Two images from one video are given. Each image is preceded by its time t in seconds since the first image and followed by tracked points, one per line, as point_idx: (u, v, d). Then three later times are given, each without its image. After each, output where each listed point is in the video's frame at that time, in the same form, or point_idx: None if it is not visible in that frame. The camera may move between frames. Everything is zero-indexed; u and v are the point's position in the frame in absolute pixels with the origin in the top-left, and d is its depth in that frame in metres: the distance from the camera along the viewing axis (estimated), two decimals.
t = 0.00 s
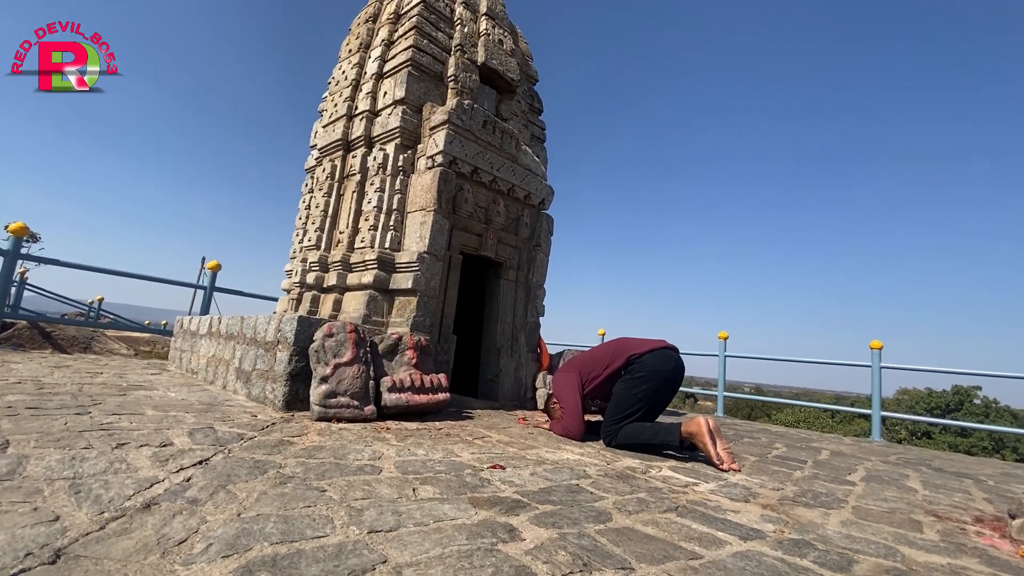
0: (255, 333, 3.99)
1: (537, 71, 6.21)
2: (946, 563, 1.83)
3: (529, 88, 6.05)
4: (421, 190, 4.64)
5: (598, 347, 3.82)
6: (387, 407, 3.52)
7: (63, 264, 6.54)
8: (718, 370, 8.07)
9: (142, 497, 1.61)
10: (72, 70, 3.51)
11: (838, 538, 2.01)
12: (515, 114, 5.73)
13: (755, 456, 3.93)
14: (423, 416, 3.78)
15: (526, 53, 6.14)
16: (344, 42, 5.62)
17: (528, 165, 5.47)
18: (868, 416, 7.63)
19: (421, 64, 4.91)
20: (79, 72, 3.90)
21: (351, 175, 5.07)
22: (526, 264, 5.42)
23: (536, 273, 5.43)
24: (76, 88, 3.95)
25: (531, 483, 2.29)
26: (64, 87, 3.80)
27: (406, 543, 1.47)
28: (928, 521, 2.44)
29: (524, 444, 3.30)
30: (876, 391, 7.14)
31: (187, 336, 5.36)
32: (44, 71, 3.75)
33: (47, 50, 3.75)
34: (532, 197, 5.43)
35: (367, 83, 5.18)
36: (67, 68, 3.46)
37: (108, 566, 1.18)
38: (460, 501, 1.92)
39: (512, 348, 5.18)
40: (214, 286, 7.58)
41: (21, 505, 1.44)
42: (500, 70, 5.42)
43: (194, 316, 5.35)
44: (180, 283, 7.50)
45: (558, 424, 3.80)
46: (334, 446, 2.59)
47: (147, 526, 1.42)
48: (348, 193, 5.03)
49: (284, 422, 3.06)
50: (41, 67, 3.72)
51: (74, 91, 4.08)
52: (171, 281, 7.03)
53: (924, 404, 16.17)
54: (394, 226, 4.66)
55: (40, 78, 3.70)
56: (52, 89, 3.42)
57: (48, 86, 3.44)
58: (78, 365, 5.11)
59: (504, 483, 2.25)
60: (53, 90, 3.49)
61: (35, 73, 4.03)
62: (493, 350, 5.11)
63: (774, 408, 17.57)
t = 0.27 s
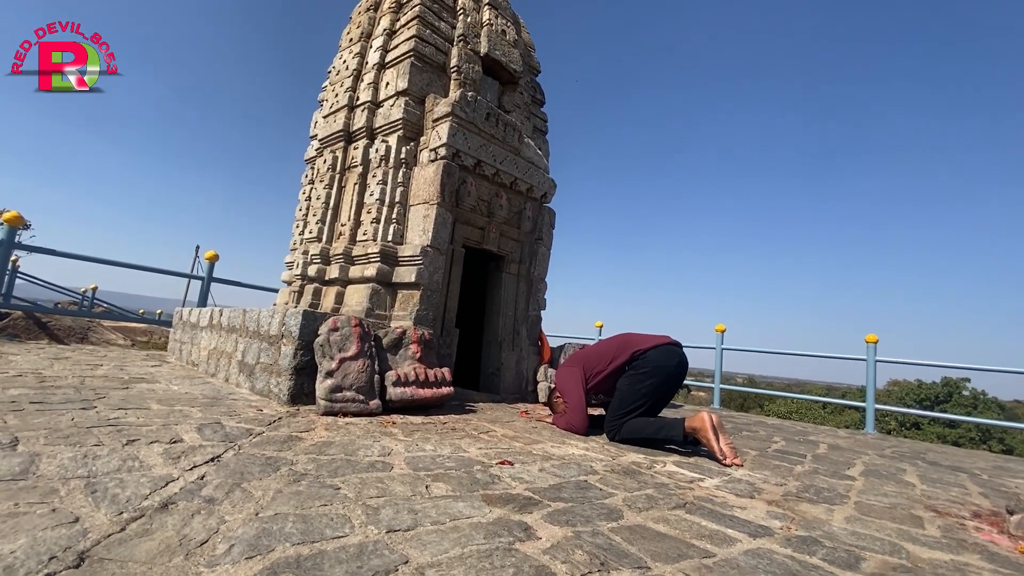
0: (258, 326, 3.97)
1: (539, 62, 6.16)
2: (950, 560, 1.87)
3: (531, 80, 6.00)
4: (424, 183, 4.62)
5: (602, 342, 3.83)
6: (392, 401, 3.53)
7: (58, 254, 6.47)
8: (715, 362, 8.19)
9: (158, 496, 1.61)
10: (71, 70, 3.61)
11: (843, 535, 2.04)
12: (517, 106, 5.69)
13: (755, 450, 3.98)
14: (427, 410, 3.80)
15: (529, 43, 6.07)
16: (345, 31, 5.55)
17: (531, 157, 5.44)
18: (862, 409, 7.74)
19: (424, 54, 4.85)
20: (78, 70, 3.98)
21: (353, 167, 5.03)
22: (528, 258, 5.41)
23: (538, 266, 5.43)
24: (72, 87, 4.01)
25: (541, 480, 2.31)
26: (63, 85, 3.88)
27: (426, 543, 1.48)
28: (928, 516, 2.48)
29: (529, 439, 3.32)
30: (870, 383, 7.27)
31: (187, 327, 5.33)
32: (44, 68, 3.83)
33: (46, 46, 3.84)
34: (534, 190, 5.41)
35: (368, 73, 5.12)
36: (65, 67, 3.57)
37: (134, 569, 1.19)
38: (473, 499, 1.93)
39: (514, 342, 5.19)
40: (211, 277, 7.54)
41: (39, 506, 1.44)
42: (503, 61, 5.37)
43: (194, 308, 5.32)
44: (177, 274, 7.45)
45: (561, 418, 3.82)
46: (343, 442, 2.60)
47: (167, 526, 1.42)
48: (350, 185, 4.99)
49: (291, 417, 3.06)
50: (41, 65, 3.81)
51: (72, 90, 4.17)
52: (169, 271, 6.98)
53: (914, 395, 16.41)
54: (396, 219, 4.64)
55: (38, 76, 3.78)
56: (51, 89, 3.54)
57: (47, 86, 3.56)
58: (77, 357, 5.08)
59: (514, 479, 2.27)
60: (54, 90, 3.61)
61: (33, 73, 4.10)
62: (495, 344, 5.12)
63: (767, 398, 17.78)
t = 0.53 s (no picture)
0: (259, 320, 3.96)
1: (540, 53, 6.10)
2: (947, 559, 1.92)
3: (533, 71, 5.95)
4: (425, 176, 4.59)
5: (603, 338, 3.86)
6: (394, 396, 3.54)
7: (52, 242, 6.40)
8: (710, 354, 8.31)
9: (173, 497, 1.62)
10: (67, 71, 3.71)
11: (843, 533, 2.09)
12: (518, 97, 5.65)
13: (752, 445, 4.04)
14: (429, 404, 3.82)
15: (530, 34, 6.01)
16: (344, 19, 5.46)
17: (532, 150, 5.41)
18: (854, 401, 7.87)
19: (425, 44, 4.79)
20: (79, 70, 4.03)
21: (353, 159, 4.99)
22: (528, 252, 5.42)
23: (538, 260, 5.43)
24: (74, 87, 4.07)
25: (547, 478, 2.34)
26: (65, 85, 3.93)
27: (440, 545, 1.51)
28: (923, 513, 2.54)
29: (532, 434, 3.36)
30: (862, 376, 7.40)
31: (185, 319, 5.30)
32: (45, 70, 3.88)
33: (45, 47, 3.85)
34: (535, 183, 5.40)
35: (368, 63, 5.05)
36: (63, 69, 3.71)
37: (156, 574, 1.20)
38: (483, 498, 1.95)
39: (514, 335, 5.21)
40: (208, 266, 7.49)
41: (55, 509, 1.44)
42: (505, 52, 5.31)
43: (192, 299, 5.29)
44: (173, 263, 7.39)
45: (562, 412, 3.85)
46: (349, 438, 2.62)
47: (185, 529, 1.43)
48: (350, 177, 4.95)
49: (295, 412, 3.07)
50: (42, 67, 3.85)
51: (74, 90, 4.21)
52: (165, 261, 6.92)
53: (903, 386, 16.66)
54: (397, 212, 4.62)
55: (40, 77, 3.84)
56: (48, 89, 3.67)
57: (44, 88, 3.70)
58: (74, 348, 5.05)
59: (521, 477, 2.30)
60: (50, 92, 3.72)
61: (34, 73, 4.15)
62: (495, 337, 5.14)
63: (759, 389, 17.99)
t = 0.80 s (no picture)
0: (256, 312, 3.94)
1: (539, 42, 6.03)
2: (937, 555, 1.99)
3: (531, 61, 5.88)
4: (423, 168, 4.56)
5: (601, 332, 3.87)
6: (394, 389, 3.56)
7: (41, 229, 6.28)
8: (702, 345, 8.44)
9: (182, 498, 1.62)
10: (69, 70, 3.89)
11: (838, 529, 2.15)
12: (517, 88, 5.59)
13: (746, 438, 4.11)
14: (428, 397, 3.84)
15: (529, 22, 5.94)
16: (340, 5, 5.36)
17: (530, 142, 5.38)
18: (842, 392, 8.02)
19: (424, 33, 4.72)
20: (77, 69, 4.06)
21: (350, 148, 4.93)
22: (526, 244, 5.42)
23: (536, 253, 5.44)
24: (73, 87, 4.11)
25: (549, 474, 2.37)
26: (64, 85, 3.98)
27: (450, 545, 1.53)
28: (913, 508, 2.61)
29: (531, 428, 3.39)
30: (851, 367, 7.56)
31: (179, 308, 5.26)
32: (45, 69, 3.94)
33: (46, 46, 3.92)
34: (533, 175, 5.38)
35: (366, 51, 4.97)
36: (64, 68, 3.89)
37: None
38: (489, 496, 1.98)
39: (511, 328, 5.23)
40: (200, 254, 7.41)
41: (66, 511, 1.44)
42: (504, 42, 5.25)
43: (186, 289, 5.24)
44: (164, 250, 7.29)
45: (560, 406, 3.88)
46: (352, 434, 2.63)
47: (198, 531, 1.44)
48: (347, 167, 4.90)
49: (295, 406, 3.07)
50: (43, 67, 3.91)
51: (74, 89, 4.26)
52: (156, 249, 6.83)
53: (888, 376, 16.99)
54: (395, 203, 4.58)
55: (39, 77, 3.88)
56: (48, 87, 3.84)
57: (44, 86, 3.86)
58: (66, 337, 4.99)
59: (523, 474, 2.33)
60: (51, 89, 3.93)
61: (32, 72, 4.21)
62: (492, 329, 5.16)
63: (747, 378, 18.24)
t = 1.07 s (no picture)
0: (252, 304, 3.93)
1: (536, 30, 5.97)
2: (918, 548, 2.08)
3: (528, 49, 5.82)
4: (419, 159, 4.53)
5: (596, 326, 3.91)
6: (391, 382, 3.59)
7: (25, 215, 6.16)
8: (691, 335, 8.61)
9: (191, 499, 1.65)
10: (72, 70, 3.83)
11: (825, 523, 2.23)
12: (513, 77, 5.55)
13: (735, 430, 4.21)
14: (425, 389, 3.88)
15: (526, 10, 5.87)
16: None
17: (526, 133, 5.36)
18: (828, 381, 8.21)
19: (420, 21, 4.65)
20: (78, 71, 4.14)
21: (344, 137, 4.87)
22: (520, 236, 5.44)
23: (530, 244, 5.47)
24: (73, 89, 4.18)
25: (548, 469, 2.42)
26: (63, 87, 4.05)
27: (456, 544, 1.58)
28: (895, 501, 2.72)
29: (527, 421, 3.44)
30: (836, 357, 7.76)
31: (171, 298, 5.21)
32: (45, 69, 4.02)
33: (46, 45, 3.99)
34: (529, 167, 5.37)
35: (360, 38, 4.89)
36: (66, 68, 3.83)
37: None
38: (490, 494, 2.03)
39: (506, 319, 5.27)
40: (190, 241, 7.32)
41: (77, 515, 1.46)
42: (500, 30, 5.19)
43: (178, 278, 5.19)
44: (153, 237, 7.20)
45: (555, 398, 3.92)
46: (352, 429, 2.66)
47: (209, 533, 1.47)
48: (341, 156, 4.85)
49: (294, 400, 3.09)
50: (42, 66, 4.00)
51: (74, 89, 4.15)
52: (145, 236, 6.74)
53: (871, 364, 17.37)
54: (390, 195, 4.56)
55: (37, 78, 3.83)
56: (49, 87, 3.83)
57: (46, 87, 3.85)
58: (56, 326, 4.94)
59: (522, 469, 2.38)
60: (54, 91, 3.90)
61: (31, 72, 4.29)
62: (487, 320, 5.20)
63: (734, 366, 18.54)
